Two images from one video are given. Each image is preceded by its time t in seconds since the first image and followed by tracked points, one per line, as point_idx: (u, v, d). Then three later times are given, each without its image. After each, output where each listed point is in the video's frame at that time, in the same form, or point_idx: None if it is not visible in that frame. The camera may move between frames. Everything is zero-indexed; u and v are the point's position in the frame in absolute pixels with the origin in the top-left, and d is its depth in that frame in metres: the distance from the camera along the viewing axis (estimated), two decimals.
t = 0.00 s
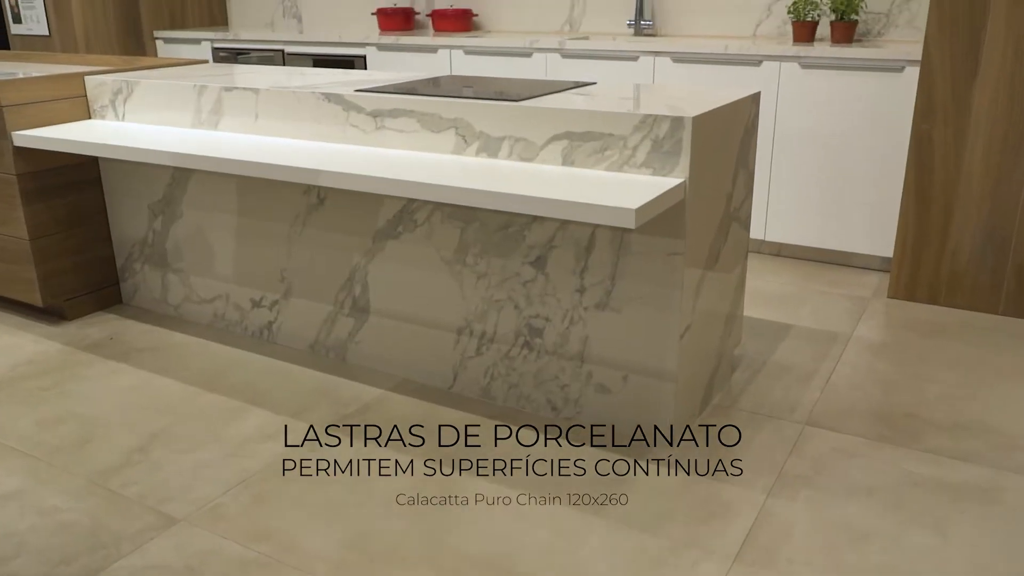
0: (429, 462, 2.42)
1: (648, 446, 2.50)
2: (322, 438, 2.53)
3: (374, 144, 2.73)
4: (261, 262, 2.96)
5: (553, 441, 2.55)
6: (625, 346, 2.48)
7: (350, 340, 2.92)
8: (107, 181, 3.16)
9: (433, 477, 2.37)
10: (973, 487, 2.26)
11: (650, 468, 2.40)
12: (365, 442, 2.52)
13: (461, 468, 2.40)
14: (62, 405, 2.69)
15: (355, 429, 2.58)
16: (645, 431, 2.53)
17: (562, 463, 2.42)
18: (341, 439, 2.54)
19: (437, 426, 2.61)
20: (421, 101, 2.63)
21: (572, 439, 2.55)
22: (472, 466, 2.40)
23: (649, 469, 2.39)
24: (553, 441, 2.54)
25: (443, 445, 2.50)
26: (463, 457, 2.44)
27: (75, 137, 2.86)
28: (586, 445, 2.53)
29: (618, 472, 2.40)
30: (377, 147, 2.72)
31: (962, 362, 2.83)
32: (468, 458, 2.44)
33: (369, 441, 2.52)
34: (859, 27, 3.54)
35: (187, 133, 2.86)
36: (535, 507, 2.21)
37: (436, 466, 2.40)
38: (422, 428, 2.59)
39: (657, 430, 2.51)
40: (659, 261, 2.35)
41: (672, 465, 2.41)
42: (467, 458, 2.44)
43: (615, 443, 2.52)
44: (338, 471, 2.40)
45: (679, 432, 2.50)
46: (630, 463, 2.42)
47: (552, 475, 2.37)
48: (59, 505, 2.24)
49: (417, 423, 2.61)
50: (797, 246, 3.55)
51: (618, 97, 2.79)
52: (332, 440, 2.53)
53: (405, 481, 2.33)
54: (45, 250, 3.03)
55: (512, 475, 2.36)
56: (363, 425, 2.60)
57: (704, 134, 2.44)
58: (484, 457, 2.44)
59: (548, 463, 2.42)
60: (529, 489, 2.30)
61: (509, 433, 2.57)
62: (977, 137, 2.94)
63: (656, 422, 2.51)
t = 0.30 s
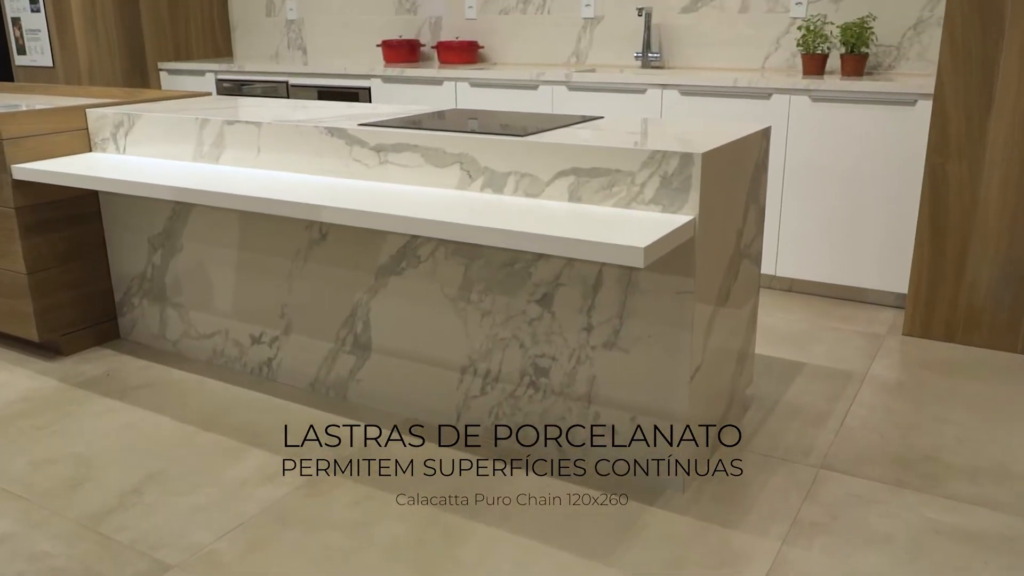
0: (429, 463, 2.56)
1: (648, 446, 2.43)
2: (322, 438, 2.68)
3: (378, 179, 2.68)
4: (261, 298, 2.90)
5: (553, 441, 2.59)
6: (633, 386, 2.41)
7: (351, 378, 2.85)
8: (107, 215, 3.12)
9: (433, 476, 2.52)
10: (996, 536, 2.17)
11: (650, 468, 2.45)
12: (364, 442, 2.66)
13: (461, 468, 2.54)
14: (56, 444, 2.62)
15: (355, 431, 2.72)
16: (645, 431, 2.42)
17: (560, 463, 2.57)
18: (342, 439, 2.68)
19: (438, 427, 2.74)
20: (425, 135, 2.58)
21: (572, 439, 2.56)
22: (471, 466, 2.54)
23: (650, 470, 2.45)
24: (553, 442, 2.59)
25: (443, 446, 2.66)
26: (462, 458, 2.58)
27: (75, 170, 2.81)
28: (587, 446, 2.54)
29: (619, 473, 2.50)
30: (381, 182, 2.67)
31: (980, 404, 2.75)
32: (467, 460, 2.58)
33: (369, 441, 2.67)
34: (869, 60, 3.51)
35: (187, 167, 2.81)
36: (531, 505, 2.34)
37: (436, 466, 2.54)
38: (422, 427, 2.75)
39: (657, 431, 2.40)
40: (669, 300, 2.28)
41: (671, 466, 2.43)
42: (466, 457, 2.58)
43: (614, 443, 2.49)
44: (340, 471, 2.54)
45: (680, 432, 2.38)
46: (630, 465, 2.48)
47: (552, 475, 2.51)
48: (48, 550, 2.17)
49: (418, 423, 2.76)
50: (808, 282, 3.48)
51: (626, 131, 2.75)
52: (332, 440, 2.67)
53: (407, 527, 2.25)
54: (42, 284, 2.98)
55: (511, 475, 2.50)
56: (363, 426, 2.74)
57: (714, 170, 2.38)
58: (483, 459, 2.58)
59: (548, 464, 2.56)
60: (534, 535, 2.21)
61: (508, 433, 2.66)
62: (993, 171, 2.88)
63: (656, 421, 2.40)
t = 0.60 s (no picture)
0: (429, 462, 2.70)
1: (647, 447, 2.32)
2: (322, 438, 2.82)
3: (380, 216, 2.62)
4: (260, 337, 2.84)
5: (553, 441, 2.49)
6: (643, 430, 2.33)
7: (353, 420, 2.78)
8: (105, 251, 3.07)
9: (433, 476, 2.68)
10: None
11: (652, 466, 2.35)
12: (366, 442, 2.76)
13: (460, 467, 2.66)
14: (48, 487, 2.54)
15: (355, 430, 2.79)
16: (644, 431, 2.32)
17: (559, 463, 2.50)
18: (342, 453, 2.76)
19: (436, 427, 2.65)
20: (429, 173, 2.53)
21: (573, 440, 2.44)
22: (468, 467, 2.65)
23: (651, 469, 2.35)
24: (554, 441, 2.48)
25: (443, 445, 2.66)
26: (462, 458, 2.65)
27: (72, 207, 2.76)
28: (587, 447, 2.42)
29: (620, 473, 2.41)
30: (383, 219, 2.62)
31: (1001, 447, 2.66)
32: (468, 459, 2.64)
33: (369, 441, 2.77)
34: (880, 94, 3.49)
35: (187, 205, 2.76)
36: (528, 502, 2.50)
37: (436, 466, 2.69)
38: (421, 428, 2.68)
39: (657, 430, 2.30)
40: (678, 341, 2.21)
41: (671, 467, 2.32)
42: (465, 458, 2.64)
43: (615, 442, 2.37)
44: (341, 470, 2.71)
45: (680, 432, 2.27)
46: (630, 464, 2.38)
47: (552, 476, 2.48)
48: None
49: (418, 423, 2.68)
50: (820, 319, 3.41)
51: (634, 167, 2.70)
52: (332, 440, 2.81)
53: None
54: (38, 322, 2.92)
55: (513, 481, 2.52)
56: (362, 425, 2.77)
57: (723, 208, 2.33)
58: (484, 459, 2.61)
59: (547, 463, 2.53)
60: None
61: (508, 433, 2.55)
62: (1010, 208, 2.81)
63: (656, 420, 2.30)
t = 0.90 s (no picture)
0: (428, 462, 2.57)
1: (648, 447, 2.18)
2: (323, 439, 2.71)
3: (381, 257, 2.54)
4: (257, 381, 2.75)
5: (553, 442, 2.35)
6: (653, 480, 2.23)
7: (352, 468, 2.69)
8: (99, 293, 3.00)
9: (434, 476, 2.57)
10: None
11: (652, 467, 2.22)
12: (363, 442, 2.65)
13: (460, 468, 2.52)
14: (33, 538, 2.44)
15: (354, 429, 2.65)
16: (644, 431, 2.20)
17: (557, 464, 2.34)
18: (340, 503, 2.66)
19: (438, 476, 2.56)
20: (431, 213, 2.45)
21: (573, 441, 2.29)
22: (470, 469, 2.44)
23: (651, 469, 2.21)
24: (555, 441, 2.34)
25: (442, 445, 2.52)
26: (462, 458, 2.51)
27: (65, 248, 2.68)
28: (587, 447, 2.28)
29: (620, 473, 2.28)
30: (384, 260, 2.54)
31: None
32: (467, 459, 2.50)
33: (369, 457, 2.65)
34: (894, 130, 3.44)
35: (183, 245, 2.68)
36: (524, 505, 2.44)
37: (436, 466, 2.56)
38: (421, 427, 2.53)
39: (657, 430, 2.19)
40: (690, 387, 2.11)
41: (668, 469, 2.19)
42: (466, 458, 2.50)
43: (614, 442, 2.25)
44: (341, 471, 2.71)
45: (680, 431, 2.15)
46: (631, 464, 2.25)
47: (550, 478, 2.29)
48: None
49: (418, 456, 2.57)
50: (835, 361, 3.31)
51: (643, 206, 2.62)
52: (332, 440, 2.69)
53: None
54: (28, 366, 2.84)
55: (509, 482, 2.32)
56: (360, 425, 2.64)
57: (735, 249, 2.24)
58: (483, 458, 2.48)
59: (547, 463, 2.38)
60: None
61: (508, 433, 2.41)
62: None
63: (664, 454, 2.20)
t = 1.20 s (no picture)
0: (428, 462, 2.42)
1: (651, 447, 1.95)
2: (322, 438, 2.56)
3: (380, 299, 2.45)
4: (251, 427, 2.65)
5: (554, 442, 2.21)
6: (664, 533, 2.12)
7: (349, 517, 2.58)
8: (89, 337, 2.91)
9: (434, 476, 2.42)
10: None
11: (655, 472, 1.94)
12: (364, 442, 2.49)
13: (460, 468, 2.37)
14: None
15: (354, 429, 2.50)
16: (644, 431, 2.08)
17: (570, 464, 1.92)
18: (335, 554, 2.54)
19: (439, 526, 2.44)
20: (432, 254, 2.36)
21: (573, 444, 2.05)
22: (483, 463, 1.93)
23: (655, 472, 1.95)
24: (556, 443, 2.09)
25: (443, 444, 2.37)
26: (462, 457, 2.36)
27: (53, 289, 2.59)
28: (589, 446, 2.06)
29: (619, 473, 2.15)
30: (384, 303, 2.44)
31: None
32: (467, 458, 2.35)
33: (367, 506, 2.54)
34: (909, 166, 3.37)
35: (175, 286, 2.58)
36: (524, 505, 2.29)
37: (435, 466, 2.41)
38: (421, 427, 2.39)
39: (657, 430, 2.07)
40: (702, 436, 2.00)
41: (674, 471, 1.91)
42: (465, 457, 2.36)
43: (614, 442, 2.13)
44: (341, 471, 2.56)
45: (680, 431, 2.03)
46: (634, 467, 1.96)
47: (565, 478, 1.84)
48: None
49: (418, 504, 2.46)
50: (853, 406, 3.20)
51: (653, 245, 2.54)
52: (332, 440, 2.54)
53: None
54: (13, 413, 2.75)
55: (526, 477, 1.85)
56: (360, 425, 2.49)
57: (749, 291, 2.15)
58: (484, 458, 2.33)
59: (548, 463, 2.24)
60: None
61: (508, 433, 2.26)
62: None
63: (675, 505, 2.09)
